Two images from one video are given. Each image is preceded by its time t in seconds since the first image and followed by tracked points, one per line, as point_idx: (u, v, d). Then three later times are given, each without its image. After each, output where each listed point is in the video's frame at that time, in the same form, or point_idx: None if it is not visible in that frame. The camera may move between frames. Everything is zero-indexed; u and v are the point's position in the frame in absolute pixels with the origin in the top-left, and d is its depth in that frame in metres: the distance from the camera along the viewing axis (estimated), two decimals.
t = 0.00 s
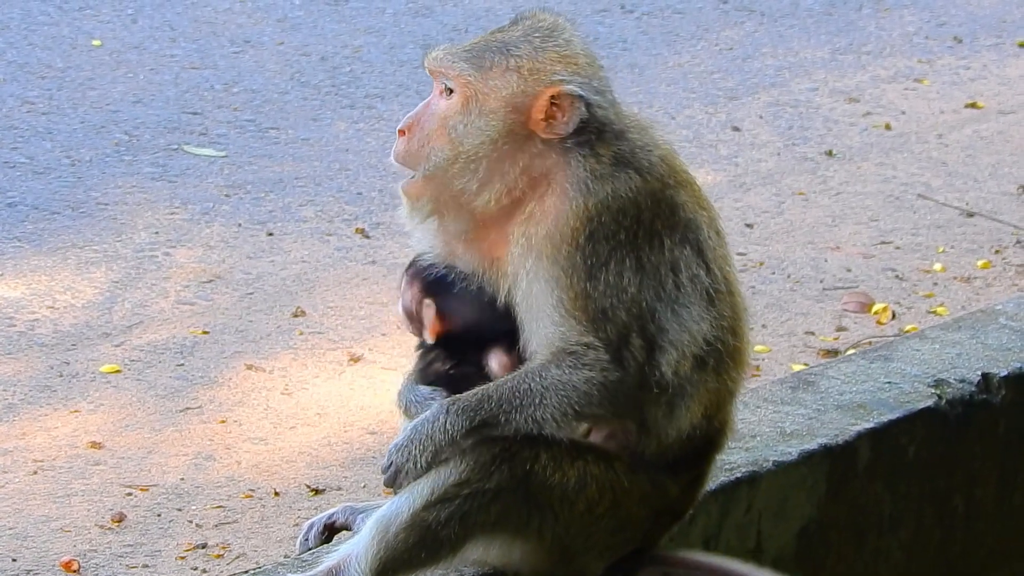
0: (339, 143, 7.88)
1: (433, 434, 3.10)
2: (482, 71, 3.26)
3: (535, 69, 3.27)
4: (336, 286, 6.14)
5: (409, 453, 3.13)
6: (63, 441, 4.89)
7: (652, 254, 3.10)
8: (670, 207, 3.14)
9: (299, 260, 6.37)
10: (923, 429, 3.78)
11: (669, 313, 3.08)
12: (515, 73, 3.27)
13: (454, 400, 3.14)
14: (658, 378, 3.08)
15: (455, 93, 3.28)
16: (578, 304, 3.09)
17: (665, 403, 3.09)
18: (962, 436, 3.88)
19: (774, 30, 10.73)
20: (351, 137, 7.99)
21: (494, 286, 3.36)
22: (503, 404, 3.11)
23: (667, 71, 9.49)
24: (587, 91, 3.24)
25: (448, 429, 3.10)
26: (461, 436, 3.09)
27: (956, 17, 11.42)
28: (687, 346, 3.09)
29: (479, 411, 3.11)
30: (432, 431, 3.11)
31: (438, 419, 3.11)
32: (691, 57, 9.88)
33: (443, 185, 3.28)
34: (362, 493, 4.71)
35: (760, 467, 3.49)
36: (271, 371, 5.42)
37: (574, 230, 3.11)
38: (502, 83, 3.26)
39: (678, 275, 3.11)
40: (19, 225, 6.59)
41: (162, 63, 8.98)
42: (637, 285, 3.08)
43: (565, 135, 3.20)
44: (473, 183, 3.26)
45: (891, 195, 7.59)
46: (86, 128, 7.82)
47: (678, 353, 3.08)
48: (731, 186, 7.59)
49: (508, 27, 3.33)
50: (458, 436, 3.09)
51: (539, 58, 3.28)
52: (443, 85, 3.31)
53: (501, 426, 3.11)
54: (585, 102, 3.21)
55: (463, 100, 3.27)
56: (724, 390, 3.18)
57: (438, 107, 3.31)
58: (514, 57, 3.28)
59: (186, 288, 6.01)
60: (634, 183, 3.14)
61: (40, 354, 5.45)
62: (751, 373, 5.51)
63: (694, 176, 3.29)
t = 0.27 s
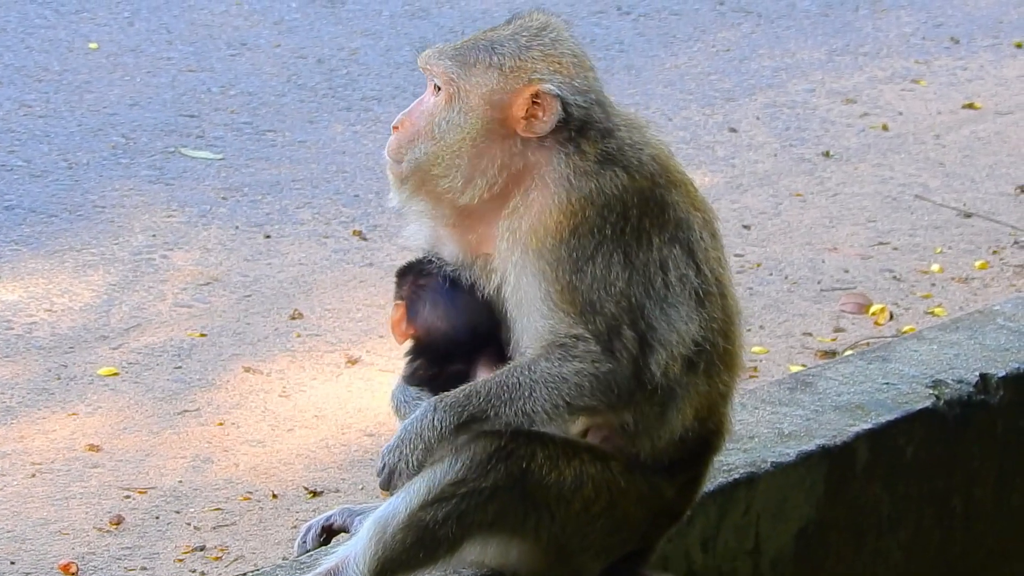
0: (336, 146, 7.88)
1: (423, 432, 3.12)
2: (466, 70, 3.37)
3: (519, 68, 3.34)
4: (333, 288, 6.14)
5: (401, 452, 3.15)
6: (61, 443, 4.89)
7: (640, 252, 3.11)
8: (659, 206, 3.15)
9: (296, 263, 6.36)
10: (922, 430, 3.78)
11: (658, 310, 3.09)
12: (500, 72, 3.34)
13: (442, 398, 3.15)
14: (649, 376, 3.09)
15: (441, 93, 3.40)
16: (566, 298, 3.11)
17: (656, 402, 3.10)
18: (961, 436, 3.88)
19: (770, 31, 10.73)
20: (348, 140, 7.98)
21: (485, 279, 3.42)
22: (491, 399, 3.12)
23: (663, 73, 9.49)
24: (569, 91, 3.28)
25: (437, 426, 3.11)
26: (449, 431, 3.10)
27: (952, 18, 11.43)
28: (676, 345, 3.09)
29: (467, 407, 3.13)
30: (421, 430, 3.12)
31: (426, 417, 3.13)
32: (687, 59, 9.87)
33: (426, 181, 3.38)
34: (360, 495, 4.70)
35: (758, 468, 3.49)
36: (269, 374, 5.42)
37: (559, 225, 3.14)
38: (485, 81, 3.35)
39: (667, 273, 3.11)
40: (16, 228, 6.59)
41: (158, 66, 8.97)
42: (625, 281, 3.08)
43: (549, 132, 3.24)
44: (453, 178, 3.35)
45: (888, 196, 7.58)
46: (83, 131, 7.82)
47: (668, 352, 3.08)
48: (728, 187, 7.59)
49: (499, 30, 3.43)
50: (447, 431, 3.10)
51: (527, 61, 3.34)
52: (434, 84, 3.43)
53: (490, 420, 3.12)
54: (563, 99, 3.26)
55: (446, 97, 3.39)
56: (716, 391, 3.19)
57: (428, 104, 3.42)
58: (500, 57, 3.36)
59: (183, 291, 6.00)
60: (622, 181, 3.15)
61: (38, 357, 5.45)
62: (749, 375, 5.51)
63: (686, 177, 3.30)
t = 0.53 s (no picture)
0: (335, 147, 7.88)
1: (416, 426, 3.11)
2: (458, 65, 3.38)
3: (511, 66, 3.34)
4: (332, 289, 6.14)
5: (396, 448, 3.16)
6: (60, 445, 4.89)
7: (630, 250, 3.09)
8: (650, 204, 3.14)
9: (295, 264, 6.36)
10: (921, 431, 3.78)
11: (649, 307, 3.07)
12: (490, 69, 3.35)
13: (434, 392, 3.14)
14: (642, 376, 3.07)
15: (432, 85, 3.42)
16: (556, 292, 3.10)
17: (649, 403, 3.08)
18: (960, 438, 3.88)
19: (769, 32, 10.74)
20: (347, 141, 7.98)
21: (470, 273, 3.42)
22: (484, 392, 3.13)
23: (662, 74, 9.49)
24: (557, 89, 3.28)
25: (429, 420, 3.10)
26: (443, 426, 3.09)
27: (951, 19, 11.43)
28: (667, 344, 3.08)
29: (459, 401, 3.12)
30: (414, 425, 3.12)
31: (419, 412, 3.12)
32: (686, 60, 9.88)
33: (414, 173, 3.41)
34: (360, 497, 4.70)
35: (758, 469, 3.49)
36: (268, 375, 5.41)
37: (546, 217, 3.13)
38: (474, 76, 3.36)
39: (657, 271, 3.09)
40: (15, 229, 6.58)
41: (157, 67, 8.97)
42: (615, 278, 3.07)
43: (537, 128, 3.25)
44: (438, 171, 3.37)
45: (887, 197, 7.59)
46: (82, 133, 7.82)
47: (660, 350, 3.07)
48: (727, 188, 7.59)
49: (497, 28, 3.43)
50: (440, 426, 3.10)
51: (522, 61, 3.34)
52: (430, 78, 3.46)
53: (484, 413, 3.12)
54: (548, 97, 3.26)
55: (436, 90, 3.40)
56: (710, 391, 3.16)
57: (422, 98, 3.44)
58: (493, 54, 3.36)
59: (182, 292, 6.00)
60: (611, 178, 3.13)
61: (37, 358, 5.45)
62: (748, 376, 5.52)
63: (679, 175, 3.28)
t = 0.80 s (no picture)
0: (334, 147, 7.87)
1: (412, 429, 3.10)
2: (467, 61, 3.31)
3: (522, 67, 3.28)
4: (331, 289, 6.14)
5: (392, 452, 3.15)
6: (59, 445, 4.89)
7: (627, 253, 3.08)
8: (646, 208, 3.13)
9: (294, 264, 6.36)
10: (920, 432, 3.78)
11: (646, 311, 3.08)
12: (500, 67, 3.29)
13: (431, 395, 3.13)
14: (639, 380, 3.07)
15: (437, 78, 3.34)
16: (552, 296, 3.08)
17: (646, 407, 3.09)
18: (959, 438, 3.88)
19: (768, 32, 10.74)
20: (345, 141, 7.98)
21: (461, 268, 3.40)
22: (480, 396, 3.11)
23: (661, 73, 9.49)
24: (567, 92, 3.23)
25: (427, 425, 3.08)
26: (439, 430, 3.08)
27: (950, 19, 11.43)
28: (664, 348, 3.08)
29: (456, 405, 3.10)
30: (410, 427, 3.10)
31: (415, 415, 3.10)
32: (685, 60, 9.87)
33: (413, 167, 3.34)
34: (359, 497, 4.70)
35: (757, 470, 3.49)
36: (267, 375, 5.41)
37: (542, 221, 3.11)
38: (484, 74, 3.29)
39: (654, 276, 3.09)
40: (14, 229, 6.58)
41: (156, 67, 8.97)
42: (613, 282, 3.06)
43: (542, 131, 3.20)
44: (441, 170, 3.30)
45: (886, 197, 7.59)
46: (81, 132, 7.81)
47: (658, 355, 3.07)
48: (726, 188, 7.59)
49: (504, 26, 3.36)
50: (436, 430, 3.08)
51: (532, 62, 3.28)
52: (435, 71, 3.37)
53: (479, 417, 3.10)
54: (563, 102, 3.21)
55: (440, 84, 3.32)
56: (707, 395, 3.16)
57: (426, 91, 3.36)
58: (502, 54, 3.30)
59: (181, 292, 6.00)
60: (608, 182, 3.12)
61: (35, 358, 5.44)
62: (748, 377, 5.52)
63: (677, 177, 3.27)
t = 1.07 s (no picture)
0: (333, 149, 7.87)
1: (397, 424, 3.03)
2: (471, 48, 3.36)
3: (516, 55, 3.26)
4: (330, 292, 6.14)
5: (379, 448, 3.06)
6: (58, 447, 4.88)
7: (617, 256, 2.99)
8: (639, 210, 3.02)
9: (293, 266, 6.36)
10: (919, 436, 3.78)
11: (634, 315, 2.98)
12: (495, 54, 3.30)
13: (417, 390, 3.06)
14: (628, 387, 3.00)
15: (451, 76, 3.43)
16: (542, 293, 3.02)
17: (636, 416, 3.01)
18: (958, 443, 3.88)
19: (767, 35, 10.75)
20: (345, 143, 7.98)
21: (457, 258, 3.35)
22: (466, 393, 3.03)
23: (660, 77, 9.50)
24: (546, 83, 3.19)
25: (411, 421, 3.02)
26: (423, 426, 3.01)
27: (949, 23, 11.44)
28: (654, 356, 2.99)
29: (441, 401, 3.03)
30: (396, 422, 3.04)
31: (401, 410, 3.04)
32: (685, 63, 9.88)
33: (417, 151, 3.43)
34: (358, 500, 4.70)
35: (756, 473, 3.49)
36: (266, 378, 5.41)
37: (530, 217, 3.05)
38: (479, 59, 3.32)
39: (644, 280, 2.98)
40: (14, 231, 6.58)
41: (155, 69, 8.97)
42: (601, 285, 2.98)
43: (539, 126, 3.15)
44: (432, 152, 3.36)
45: (885, 201, 7.59)
46: (80, 134, 7.81)
47: (647, 363, 2.99)
48: (725, 192, 7.59)
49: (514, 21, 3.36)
50: (421, 427, 3.01)
51: (531, 58, 3.24)
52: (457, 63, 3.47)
53: (465, 413, 3.02)
54: (521, 84, 3.20)
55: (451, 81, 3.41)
56: (699, 405, 3.07)
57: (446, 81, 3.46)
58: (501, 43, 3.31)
59: (180, 294, 6.00)
60: (599, 183, 3.03)
61: (34, 360, 5.44)
62: (746, 380, 5.52)
63: (679, 179, 3.14)
